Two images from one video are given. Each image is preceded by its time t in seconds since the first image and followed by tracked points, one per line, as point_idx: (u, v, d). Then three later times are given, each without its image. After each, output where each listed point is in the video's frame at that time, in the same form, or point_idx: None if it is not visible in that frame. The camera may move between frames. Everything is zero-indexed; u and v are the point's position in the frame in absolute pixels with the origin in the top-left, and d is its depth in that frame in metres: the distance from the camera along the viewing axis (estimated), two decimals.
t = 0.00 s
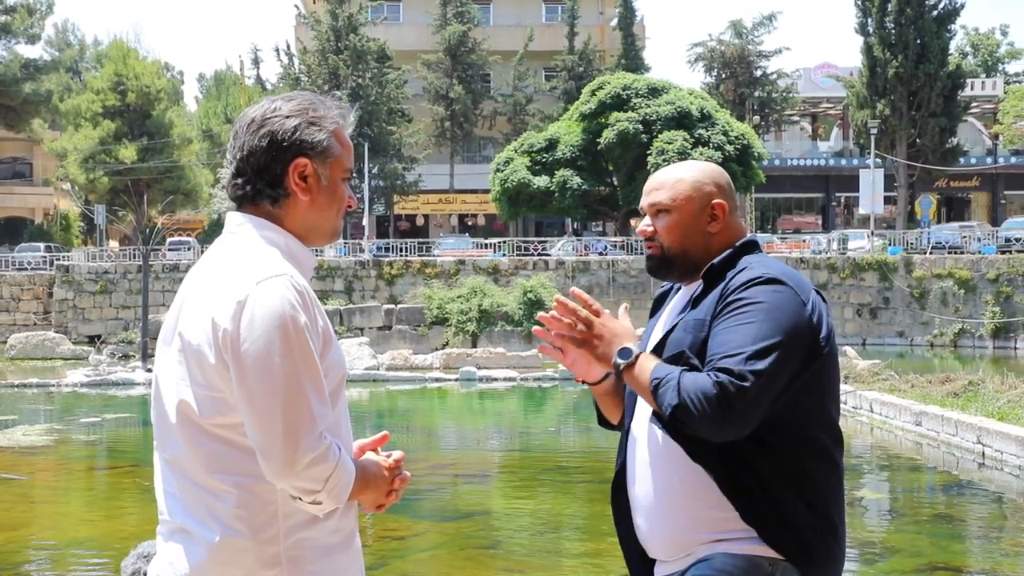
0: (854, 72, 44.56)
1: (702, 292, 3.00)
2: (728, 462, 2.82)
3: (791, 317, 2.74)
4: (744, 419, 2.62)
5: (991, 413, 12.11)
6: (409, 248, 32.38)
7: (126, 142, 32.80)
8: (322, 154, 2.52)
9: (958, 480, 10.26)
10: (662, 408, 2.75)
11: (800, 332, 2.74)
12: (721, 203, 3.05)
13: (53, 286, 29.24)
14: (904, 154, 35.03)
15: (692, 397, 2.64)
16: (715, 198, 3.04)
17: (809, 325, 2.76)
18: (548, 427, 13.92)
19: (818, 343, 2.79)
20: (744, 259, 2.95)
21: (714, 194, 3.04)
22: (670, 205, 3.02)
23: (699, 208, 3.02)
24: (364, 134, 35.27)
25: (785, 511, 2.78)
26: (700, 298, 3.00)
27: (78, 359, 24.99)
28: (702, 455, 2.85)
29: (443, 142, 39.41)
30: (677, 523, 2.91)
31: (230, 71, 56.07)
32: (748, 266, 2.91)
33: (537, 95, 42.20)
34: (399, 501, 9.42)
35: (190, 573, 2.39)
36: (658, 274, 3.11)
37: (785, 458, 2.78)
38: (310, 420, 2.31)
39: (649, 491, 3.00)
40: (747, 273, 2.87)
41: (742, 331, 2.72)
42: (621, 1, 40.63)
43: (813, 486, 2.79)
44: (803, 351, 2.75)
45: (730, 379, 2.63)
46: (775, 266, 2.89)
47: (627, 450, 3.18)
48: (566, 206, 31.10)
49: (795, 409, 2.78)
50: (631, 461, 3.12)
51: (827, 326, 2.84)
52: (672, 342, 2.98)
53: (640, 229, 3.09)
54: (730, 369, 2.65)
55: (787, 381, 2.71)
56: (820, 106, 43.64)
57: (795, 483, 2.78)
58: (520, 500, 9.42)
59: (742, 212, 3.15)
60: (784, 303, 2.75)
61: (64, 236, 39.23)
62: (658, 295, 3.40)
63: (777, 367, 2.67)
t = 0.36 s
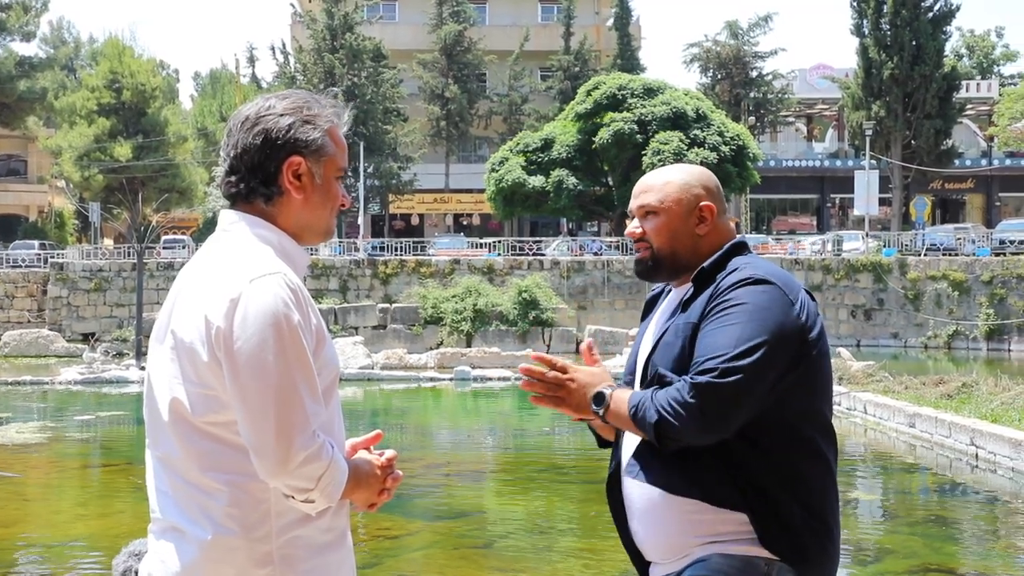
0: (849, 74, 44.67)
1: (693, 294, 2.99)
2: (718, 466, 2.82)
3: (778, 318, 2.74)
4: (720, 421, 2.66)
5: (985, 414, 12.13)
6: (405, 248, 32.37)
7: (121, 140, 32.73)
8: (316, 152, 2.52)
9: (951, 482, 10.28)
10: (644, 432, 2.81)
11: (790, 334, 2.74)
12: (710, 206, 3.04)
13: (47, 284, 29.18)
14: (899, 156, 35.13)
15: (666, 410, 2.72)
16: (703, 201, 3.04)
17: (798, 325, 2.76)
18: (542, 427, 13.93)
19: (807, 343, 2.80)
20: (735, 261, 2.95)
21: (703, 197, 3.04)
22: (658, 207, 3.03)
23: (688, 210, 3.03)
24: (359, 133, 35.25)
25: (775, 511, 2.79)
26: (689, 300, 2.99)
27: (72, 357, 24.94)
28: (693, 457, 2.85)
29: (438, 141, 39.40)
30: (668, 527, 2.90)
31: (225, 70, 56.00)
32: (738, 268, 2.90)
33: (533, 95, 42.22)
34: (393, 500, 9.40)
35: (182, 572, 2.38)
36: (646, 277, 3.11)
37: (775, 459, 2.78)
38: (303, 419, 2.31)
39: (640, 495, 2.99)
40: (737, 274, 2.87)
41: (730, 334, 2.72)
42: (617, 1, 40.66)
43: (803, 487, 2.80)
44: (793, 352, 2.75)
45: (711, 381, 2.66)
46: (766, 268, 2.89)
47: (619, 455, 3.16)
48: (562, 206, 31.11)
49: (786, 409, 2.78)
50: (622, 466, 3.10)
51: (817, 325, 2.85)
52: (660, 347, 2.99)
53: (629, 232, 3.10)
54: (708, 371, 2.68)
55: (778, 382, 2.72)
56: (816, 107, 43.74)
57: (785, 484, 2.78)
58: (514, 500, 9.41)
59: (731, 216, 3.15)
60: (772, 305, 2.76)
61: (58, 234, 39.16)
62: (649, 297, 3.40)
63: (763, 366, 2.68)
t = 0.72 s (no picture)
0: (844, 74, 44.76)
1: (686, 294, 2.98)
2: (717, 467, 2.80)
3: (789, 320, 2.72)
4: (778, 427, 2.60)
5: (978, 413, 12.16)
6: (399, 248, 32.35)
7: (115, 139, 32.64)
8: (308, 151, 2.52)
9: (945, 481, 10.29)
10: (704, 423, 2.63)
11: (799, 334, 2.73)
12: (694, 203, 3.04)
13: (41, 283, 29.08)
14: (894, 155, 35.16)
15: (734, 405, 2.57)
16: (686, 198, 3.03)
17: (800, 324, 2.75)
18: (537, 427, 13.92)
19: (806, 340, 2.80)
20: (726, 260, 2.95)
21: (686, 195, 3.03)
22: (642, 208, 3.01)
23: (671, 209, 3.01)
24: (353, 133, 35.18)
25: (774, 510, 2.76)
26: (684, 300, 2.98)
27: (66, 357, 24.88)
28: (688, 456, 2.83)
29: (433, 141, 39.30)
30: (662, 525, 2.90)
31: (220, 70, 55.93)
32: (729, 269, 2.89)
33: (528, 95, 42.21)
34: (389, 499, 9.40)
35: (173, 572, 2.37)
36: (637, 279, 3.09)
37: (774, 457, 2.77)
38: (297, 417, 2.30)
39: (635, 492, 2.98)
40: (732, 277, 2.85)
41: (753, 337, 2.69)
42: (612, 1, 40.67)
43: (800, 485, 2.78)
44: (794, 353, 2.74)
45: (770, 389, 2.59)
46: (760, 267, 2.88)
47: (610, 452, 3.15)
48: (556, 206, 31.12)
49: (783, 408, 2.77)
50: (614, 464, 3.09)
51: (813, 324, 2.84)
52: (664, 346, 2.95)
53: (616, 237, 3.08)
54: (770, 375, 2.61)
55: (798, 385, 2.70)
56: (810, 107, 43.75)
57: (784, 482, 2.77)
58: (508, 499, 9.41)
59: (714, 210, 3.14)
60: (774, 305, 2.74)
61: (52, 233, 39.06)
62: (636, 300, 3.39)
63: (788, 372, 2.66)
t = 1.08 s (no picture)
0: (841, 71, 44.82)
1: (678, 293, 2.98)
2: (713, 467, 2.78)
3: (784, 321, 2.72)
4: (771, 434, 2.62)
5: (975, 410, 12.17)
6: (396, 244, 32.34)
7: (112, 137, 32.60)
8: (303, 148, 2.51)
9: (942, 478, 10.31)
10: (695, 447, 2.66)
11: (792, 332, 2.73)
12: (685, 201, 3.04)
13: (38, 280, 29.04)
14: (891, 152, 35.17)
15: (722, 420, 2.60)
16: (677, 196, 3.03)
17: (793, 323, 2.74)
18: (534, 423, 13.93)
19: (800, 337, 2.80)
20: (717, 259, 2.94)
21: (676, 193, 3.03)
22: (633, 208, 3.02)
23: (662, 207, 3.02)
24: (350, 130, 35.12)
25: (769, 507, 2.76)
26: (677, 299, 2.97)
27: (63, 354, 24.87)
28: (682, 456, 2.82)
29: (430, 138, 39.21)
30: (660, 524, 2.90)
31: (216, 66, 55.84)
32: (720, 268, 2.88)
33: (525, 92, 42.22)
34: (386, 496, 9.40)
35: (169, 567, 2.37)
36: (629, 277, 3.10)
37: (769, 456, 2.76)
38: (293, 413, 2.30)
39: (632, 490, 2.99)
40: (720, 278, 2.84)
41: (747, 341, 2.68)
42: None
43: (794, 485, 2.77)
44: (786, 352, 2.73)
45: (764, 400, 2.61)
46: (752, 265, 2.88)
47: (607, 452, 3.15)
48: (553, 203, 31.12)
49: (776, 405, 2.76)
50: (611, 464, 3.10)
51: (806, 320, 2.83)
52: (657, 348, 2.95)
53: (607, 236, 3.09)
54: (763, 384, 2.62)
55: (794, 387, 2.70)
56: (807, 104, 43.73)
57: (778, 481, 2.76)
58: (505, 496, 9.41)
59: (707, 210, 3.14)
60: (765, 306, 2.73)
61: (48, 231, 38.97)
62: (630, 297, 3.38)
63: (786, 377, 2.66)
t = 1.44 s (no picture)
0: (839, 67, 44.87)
1: (678, 289, 2.98)
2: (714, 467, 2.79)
3: (784, 318, 2.71)
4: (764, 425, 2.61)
5: (973, 407, 12.17)
6: (394, 241, 32.33)
7: (109, 133, 32.56)
8: (299, 144, 2.51)
9: (940, 475, 10.31)
10: (687, 446, 2.67)
11: (789, 329, 2.72)
12: (688, 196, 3.03)
13: (35, 277, 29.01)
14: (888, 149, 35.15)
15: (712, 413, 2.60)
16: (680, 191, 3.02)
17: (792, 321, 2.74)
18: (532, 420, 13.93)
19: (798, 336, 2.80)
20: (717, 256, 2.94)
21: (679, 187, 3.02)
22: (636, 201, 3.02)
23: (665, 202, 3.01)
24: (348, 127, 35.05)
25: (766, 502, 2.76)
26: (677, 295, 2.97)
27: (61, 351, 24.85)
28: (680, 456, 2.82)
29: (428, 135, 39.15)
30: (655, 518, 2.91)
31: (214, 63, 55.79)
32: (720, 263, 2.89)
33: (523, 88, 42.20)
34: (384, 493, 9.42)
35: (166, 564, 2.37)
36: (628, 270, 3.11)
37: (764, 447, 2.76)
38: (292, 411, 2.30)
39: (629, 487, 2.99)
40: (718, 275, 2.83)
41: (741, 334, 2.68)
42: None
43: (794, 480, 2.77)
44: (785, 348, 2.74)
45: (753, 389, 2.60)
46: (751, 262, 2.87)
47: (604, 447, 3.15)
48: (551, 200, 31.12)
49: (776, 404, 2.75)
50: (608, 458, 3.10)
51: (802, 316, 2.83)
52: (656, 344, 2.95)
53: (609, 228, 3.09)
54: (753, 373, 2.62)
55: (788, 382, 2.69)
56: (805, 100, 43.74)
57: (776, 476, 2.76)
58: (502, 492, 9.42)
59: (709, 205, 3.14)
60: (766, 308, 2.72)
61: (46, 228, 38.93)
62: (630, 292, 3.38)
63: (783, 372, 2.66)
